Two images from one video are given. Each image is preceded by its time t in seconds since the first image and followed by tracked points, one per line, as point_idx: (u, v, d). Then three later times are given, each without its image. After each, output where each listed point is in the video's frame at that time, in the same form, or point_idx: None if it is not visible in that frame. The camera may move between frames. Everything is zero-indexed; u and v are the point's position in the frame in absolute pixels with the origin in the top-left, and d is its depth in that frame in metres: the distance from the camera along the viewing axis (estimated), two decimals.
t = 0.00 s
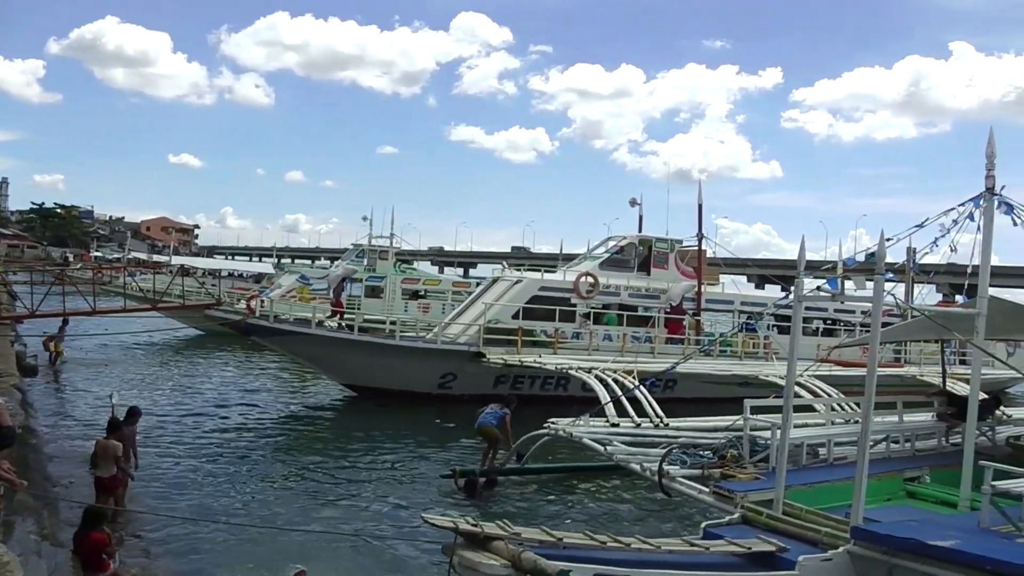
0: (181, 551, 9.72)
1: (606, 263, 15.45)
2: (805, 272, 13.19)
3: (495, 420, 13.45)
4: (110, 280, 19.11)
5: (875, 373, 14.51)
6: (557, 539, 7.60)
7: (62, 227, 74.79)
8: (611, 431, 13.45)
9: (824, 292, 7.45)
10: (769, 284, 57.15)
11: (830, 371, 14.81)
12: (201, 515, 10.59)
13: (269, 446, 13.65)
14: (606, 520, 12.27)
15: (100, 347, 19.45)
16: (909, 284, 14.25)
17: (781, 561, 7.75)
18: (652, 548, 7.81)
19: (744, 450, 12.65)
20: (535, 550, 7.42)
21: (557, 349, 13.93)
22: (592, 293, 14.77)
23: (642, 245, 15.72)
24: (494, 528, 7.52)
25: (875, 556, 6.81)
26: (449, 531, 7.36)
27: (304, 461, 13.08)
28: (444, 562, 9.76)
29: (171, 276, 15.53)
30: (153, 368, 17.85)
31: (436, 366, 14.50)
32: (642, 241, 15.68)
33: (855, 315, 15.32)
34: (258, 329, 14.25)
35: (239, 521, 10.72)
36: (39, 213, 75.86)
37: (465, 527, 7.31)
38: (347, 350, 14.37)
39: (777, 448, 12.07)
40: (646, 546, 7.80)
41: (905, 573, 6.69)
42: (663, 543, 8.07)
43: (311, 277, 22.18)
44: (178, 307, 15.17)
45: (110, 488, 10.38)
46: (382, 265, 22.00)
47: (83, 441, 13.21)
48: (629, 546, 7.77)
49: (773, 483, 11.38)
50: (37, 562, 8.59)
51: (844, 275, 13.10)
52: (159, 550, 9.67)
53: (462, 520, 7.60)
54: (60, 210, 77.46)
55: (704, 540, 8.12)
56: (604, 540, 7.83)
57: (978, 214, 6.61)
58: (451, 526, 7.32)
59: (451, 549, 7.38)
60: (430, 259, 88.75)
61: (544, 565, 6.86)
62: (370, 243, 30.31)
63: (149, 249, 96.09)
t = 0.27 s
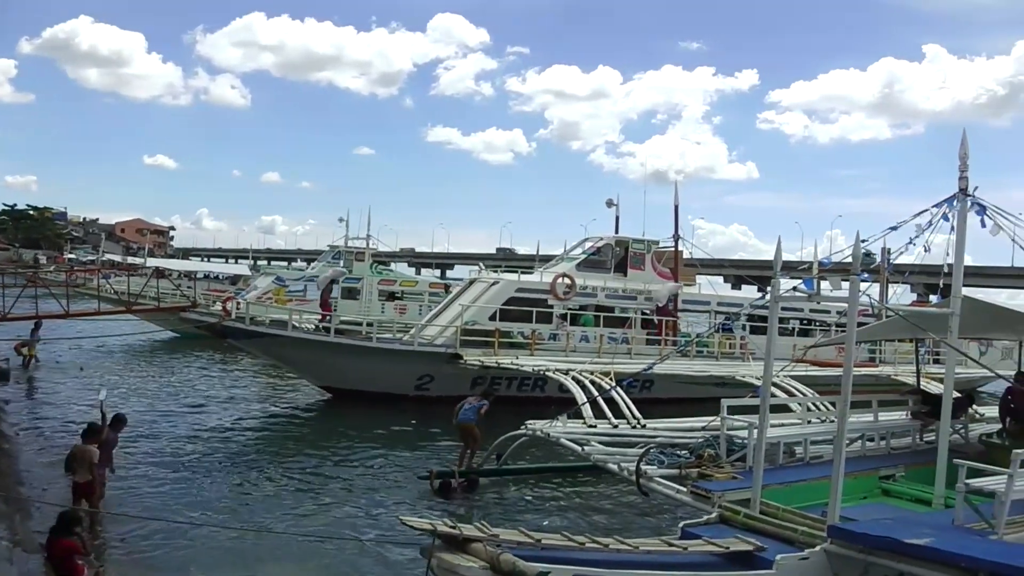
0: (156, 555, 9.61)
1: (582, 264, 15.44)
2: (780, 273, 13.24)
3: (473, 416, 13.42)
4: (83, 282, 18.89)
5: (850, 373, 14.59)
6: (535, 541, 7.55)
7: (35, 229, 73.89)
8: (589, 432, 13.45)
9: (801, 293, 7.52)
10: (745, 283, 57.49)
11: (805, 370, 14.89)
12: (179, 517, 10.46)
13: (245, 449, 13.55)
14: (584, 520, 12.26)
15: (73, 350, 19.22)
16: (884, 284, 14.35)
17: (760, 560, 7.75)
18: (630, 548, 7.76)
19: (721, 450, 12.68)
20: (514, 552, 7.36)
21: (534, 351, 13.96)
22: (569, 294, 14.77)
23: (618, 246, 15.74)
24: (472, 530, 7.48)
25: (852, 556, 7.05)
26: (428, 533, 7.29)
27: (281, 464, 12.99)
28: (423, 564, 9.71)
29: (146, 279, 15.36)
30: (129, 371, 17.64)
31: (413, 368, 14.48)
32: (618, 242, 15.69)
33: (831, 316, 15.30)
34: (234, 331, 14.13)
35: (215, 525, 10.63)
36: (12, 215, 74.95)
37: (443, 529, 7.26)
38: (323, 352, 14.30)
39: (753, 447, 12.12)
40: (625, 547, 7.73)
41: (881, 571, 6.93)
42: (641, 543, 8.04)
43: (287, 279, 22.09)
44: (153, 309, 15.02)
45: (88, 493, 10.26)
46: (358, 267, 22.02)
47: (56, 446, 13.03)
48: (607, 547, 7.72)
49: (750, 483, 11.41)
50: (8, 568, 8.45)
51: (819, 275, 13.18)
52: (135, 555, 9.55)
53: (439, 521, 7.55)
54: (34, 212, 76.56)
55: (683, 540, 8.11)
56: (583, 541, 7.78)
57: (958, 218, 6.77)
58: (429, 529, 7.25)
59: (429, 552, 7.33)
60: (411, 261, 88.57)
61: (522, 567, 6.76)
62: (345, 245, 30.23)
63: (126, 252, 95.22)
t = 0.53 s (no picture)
0: (131, 556, 9.52)
1: (560, 264, 15.44)
2: (758, 273, 13.30)
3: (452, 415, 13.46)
4: (59, 282, 18.72)
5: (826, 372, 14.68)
6: (514, 540, 7.50)
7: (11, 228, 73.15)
8: (567, 431, 13.46)
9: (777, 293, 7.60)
10: (722, 283, 57.81)
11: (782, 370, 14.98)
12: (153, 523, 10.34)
13: (221, 449, 13.47)
14: (562, 520, 12.27)
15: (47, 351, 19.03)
16: (860, 284, 14.42)
17: (737, 558, 7.76)
18: (609, 548, 7.71)
19: (698, 449, 12.73)
20: (492, 552, 7.31)
21: (512, 350, 13.97)
22: (547, 294, 14.79)
23: (596, 246, 15.77)
24: (451, 531, 7.46)
25: (829, 554, 7.26)
26: (407, 534, 7.23)
27: (258, 464, 12.92)
28: (402, 564, 9.69)
29: (122, 278, 15.21)
30: (103, 372, 17.47)
31: (390, 368, 14.49)
32: (596, 241, 15.72)
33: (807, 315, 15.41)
34: (211, 331, 14.04)
35: (192, 527, 10.54)
36: None
37: (422, 530, 7.24)
38: (301, 352, 14.27)
39: (730, 446, 12.17)
40: (604, 547, 7.69)
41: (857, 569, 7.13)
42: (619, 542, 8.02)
43: (265, 279, 22.00)
44: (130, 309, 14.91)
45: (70, 496, 10.08)
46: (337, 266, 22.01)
47: (30, 446, 12.90)
48: (585, 546, 7.66)
49: (727, 482, 11.46)
50: None
51: (795, 275, 13.25)
52: (111, 557, 9.45)
53: (418, 522, 7.51)
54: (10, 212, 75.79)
55: (661, 540, 8.12)
56: (561, 541, 7.73)
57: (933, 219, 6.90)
58: (408, 531, 7.20)
59: (407, 552, 7.30)
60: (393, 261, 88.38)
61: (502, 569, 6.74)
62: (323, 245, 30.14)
63: (105, 252, 94.42)
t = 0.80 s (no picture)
0: (109, 559, 9.44)
1: (540, 265, 15.44)
2: (737, 274, 13.35)
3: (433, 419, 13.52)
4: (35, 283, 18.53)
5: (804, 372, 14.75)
6: (495, 543, 7.45)
7: None
8: (546, 433, 13.46)
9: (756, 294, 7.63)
10: (704, 285, 58.06)
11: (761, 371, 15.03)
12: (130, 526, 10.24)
13: (200, 451, 13.38)
14: (542, 522, 12.27)
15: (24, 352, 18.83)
16: (839, 285, 14.42)
17: (716, 558, 7.76)
18: (590, 549, 7.64)
19: (678, 450, 12.77)
20: (472, 554, 7.26)
21: (491, 351, 13.95)
22: (527, 295, 14.79)
23: (576, 247, 15.78)
24: (431, 533, 7.46)
25: (808, 554, 7.40)
26: (387, 537, 7.29)
27: (237, 466, 12.85)
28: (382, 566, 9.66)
29: (100, 279, 15.07)
30: (80, 374, 17.29)
31: (371, 368, 14.46)
32: (576, 242, 15.73)
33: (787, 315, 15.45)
34: (189, 332, 13.96)
35: (170, 529, 10.46)
36: None
37: (402, 533, 7.26)
38: (280, 353, 14.21)
39: (709, 447, 12.22)
40: (583, 548, 7.63)
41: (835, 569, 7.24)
42: (599, 544, 7.96)
43: (244, 279, 21.91)
44: (108, 310, 14.80)
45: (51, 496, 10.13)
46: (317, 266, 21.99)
47: (5, 449, 12.75)
48: (566, 548, 7.58)
49: (706, 482, 11.49)
50: None
51: (774, 276, 13.31)
52: (88, 560, 9.35)
53: (398, 525, 7.53)
54: None
55: (640, 540, 8.09)
56: (542, 542, 7.66)
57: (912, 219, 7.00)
58: (388, 533, 7.22)
59: (389, 555, 7.31)
60: (377, 262, 88.18)
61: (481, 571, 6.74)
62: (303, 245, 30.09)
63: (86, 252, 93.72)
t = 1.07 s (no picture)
0: (81, 562, 9.32)
1: (515, 266, 15.46)
2: (710, 276, 13.43)
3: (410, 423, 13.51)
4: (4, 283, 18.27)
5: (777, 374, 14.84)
6: (468, 545, 7.45)
7: None
8: (521, 435, 13.47)
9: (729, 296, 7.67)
10: (678, 287, 58.43)
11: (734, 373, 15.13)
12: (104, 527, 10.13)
13: (173, 453, 13.27)
14: (517, 524, 12.28)
15: None
16: (812, 286, 14.50)
17: (689, 559, 7.79)
18: (564, 552, 7.64)
19: (651, 452, 12.82)
20: (447, 557, 7.25)
21: (466, 351, 13.95)
22: (502, 296, 14.81)
23: (551, 248, 15.82)
24: (405, 536, 7.44)
25: (780, 555, 7.39)
26: (361, 540, 7.29)
27: (211, 468, 12.76)
28: (356, 567, 9.63)
29: (72, 278, 14.91)
30: (51, 375, 17.09)
31: (345, 369, 14.44)
32: (551, 244, 15.77)
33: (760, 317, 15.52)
34: (162, 332, 13.84)
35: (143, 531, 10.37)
36: None
37: (376, 536, 7.25)
38: (254, 354, 14.14)
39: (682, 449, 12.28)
40: (557, 550, 7.62)
41: (807, 568, 7.30)
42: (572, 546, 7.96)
43: (218, 280, 21.81)
44: (79, 310, 14.63)
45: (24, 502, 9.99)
46: (291, 267, 21.94)
47: None
48: (539, 550, 7.58)
49: (680, 484, 11.54)
50: None
51: (747, 278, 13.40)
52: (59, 563, 9.25)
53: (372, 528, 7.52)
54: None
55: (614, 542, 8.10)
56: (516, 545, 7.66)
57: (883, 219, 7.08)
58: (362, 536, 7.22)
59: (362, 558, 7.27)
60: (357, 262, 87.90)
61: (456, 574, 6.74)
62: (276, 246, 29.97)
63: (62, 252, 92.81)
